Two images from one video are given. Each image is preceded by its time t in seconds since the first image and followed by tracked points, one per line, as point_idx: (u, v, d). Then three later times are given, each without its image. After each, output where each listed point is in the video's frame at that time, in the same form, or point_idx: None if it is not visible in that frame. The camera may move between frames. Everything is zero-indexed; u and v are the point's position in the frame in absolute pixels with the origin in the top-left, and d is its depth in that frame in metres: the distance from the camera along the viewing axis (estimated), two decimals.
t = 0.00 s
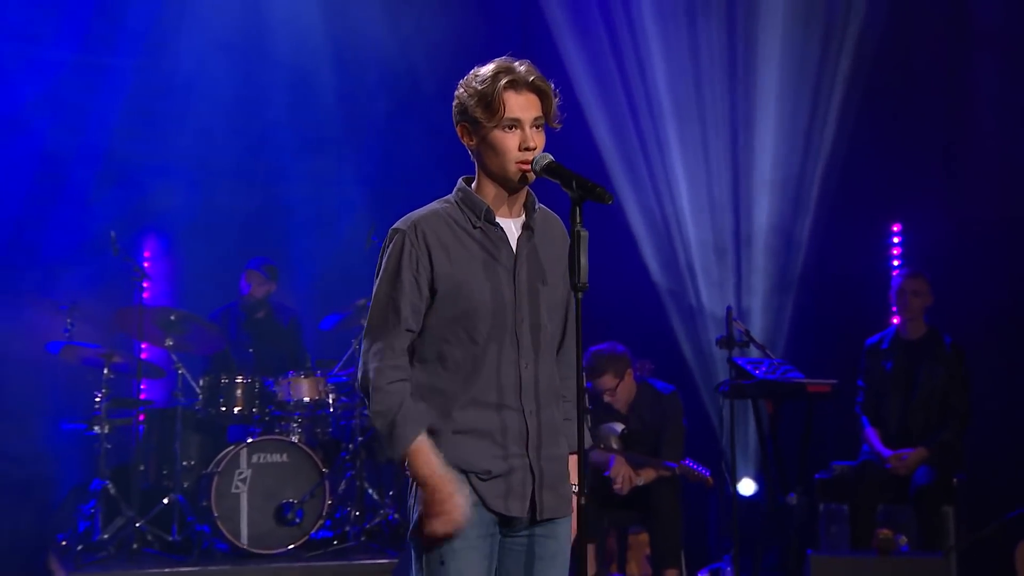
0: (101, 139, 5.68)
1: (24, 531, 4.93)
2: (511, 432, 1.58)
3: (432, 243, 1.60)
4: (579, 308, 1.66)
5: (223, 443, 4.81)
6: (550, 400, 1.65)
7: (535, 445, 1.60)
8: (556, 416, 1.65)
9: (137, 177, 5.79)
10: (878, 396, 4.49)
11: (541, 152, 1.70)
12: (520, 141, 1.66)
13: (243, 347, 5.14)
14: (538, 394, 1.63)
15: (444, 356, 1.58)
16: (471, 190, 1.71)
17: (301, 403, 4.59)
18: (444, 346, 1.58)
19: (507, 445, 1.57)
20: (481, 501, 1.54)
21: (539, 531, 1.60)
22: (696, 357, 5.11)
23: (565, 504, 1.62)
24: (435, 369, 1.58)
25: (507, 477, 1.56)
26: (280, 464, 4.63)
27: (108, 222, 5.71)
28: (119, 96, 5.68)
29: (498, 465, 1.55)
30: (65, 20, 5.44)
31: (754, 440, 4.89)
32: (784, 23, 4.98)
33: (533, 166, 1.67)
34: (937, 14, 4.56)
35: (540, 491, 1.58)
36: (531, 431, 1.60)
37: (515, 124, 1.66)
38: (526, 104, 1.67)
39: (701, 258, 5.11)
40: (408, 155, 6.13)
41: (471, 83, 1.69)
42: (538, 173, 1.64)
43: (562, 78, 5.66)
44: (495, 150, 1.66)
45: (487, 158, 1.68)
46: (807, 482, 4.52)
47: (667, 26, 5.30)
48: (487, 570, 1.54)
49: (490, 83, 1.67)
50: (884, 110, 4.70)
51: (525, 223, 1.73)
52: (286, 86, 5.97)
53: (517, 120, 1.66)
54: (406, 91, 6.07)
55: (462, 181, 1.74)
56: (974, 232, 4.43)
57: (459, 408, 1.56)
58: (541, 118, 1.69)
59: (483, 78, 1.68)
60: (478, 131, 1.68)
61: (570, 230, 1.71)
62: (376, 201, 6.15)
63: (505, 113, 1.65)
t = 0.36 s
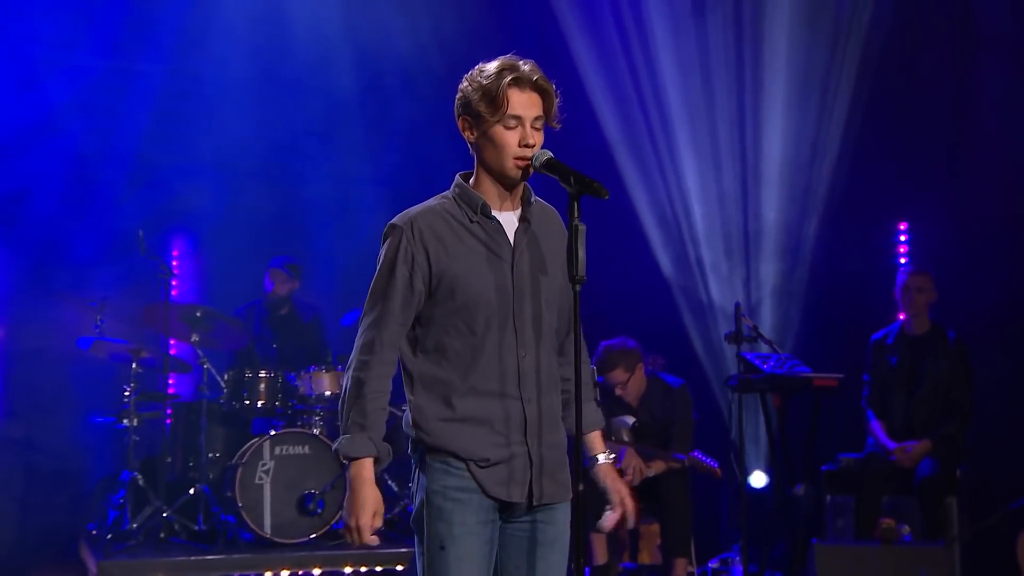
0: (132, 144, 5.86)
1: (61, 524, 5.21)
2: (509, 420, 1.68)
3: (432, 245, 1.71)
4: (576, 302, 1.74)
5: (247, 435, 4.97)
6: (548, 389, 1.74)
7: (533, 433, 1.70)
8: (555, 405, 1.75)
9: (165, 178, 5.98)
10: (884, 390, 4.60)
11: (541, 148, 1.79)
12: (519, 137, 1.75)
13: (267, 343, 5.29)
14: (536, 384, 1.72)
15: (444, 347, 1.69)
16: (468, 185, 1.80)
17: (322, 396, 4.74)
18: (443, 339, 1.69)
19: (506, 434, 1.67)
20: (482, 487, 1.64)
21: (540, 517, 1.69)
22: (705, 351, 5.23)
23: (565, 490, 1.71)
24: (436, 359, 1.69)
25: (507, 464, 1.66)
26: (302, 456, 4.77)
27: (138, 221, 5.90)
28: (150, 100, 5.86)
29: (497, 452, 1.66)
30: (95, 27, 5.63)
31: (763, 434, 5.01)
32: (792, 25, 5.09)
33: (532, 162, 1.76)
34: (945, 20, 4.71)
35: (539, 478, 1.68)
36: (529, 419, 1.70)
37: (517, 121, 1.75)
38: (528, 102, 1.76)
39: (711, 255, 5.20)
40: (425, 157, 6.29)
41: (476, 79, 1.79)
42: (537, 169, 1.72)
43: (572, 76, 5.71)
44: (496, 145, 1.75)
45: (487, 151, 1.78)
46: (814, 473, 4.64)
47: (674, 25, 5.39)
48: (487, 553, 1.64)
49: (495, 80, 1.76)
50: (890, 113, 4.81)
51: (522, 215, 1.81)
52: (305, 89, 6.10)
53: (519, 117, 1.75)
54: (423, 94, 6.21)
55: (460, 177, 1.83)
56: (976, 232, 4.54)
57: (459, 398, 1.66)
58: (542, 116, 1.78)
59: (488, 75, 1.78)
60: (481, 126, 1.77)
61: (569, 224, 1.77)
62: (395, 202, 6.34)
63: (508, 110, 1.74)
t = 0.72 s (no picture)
0: (158, 147, 6.06)
1: (88, 517, 5.22)
2: (509, 407, 1.68)
3: (430, 234, 1.70)
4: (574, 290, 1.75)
5: (268, 427, 5.15)
6: (547, 377, 1.74)
7: (533, 419, 1.70)
8: (555, 392, 1.75)
9: (190, 180, 6.18)
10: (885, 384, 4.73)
11: (538, 144, 1.79)
12: (517, 135, 1.74)
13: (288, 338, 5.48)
14: (536, 371, 1.73)
15: (445, 337, 1.68)
16: (467, 181, 1.81)
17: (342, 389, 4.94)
18: (444, 329, 1.68)
19: (506, 421, 1.68)
20: (481, 473, 1.64)
21: (541, 501, 1.69)
22: (711, 344, 5.35)
23: (563, 474, 1.71)
24: (437, 349, 1.68)
25: (507, 450, 1.67)
26: (321, 447, 4.95)
27: (163, 221, 6.11)
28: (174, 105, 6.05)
29: (497, 438, 1.66)
30: (120, 37, 5.74)
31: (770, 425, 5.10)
32: (797, 29, 5.21)
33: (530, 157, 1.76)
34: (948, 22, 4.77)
35: (538, 464, 1.68)
36: (529, 405, 1.70)
37: (515, 119, 1.74)
38: (525, 100, 1.75)
39: (719, 254, 5.32)
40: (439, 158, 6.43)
41: (473, 77, 1.77)
42: (536, 165, 1.81)
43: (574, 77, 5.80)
44: (495, 142, 1.74)
45: (486, 149, 1.77)
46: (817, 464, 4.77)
47: (681, 28, 5.47)
48: (488, 538, 1.64)
49: (492, 79, 1.74)
50: (892, 115, 4.93)
51: (519, 209, 1.81)
52: (323, 93, 6.28)
53: (516, 115, 1.74)
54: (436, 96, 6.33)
55: (459, 173, 1.82)
56: (976, 230, 4.64)
57: (460, 384, 1.66)
58: (539, 113, 1.77)
59: (484, 73, 1.76)
60: (479, 124, 1.75)
61: (565, 219, 1.82)
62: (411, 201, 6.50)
63: (506, 109, 1.73)
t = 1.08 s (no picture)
0: (178, 148, 6.24)
1: (115, 506, 5.50)
2: (512, 393, 1.79)
3: (436, 229, 1.82)
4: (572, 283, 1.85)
5: (286, 419, 5.32)
6: (547, 364, 1.85)
7: (535, 404, 1.81)
8: (555, 380, 1.86)
9: (212, 180, 6.36)
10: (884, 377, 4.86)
11: (537, 139, 1.89)
12: (517, 131, 1.85)
13: (306, 334, 5.70)
14: (537, 358, 1.83)
15: (451, 325, 1.79)
16: (471, 176, 1.91)
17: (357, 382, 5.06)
18: (449, 318, 1.79)
19: (508, 407, 1.78)
20: (485, 458, 1.75)
21: (542, 487, 1.79)
22: (714, 338, 5.47)
23: (563, 459, 1.81)
24: (443, 335, 1.80)
25: (510, 436, 1.77)
26: (336, 438, 5.10)
27: (184, 220, 6.27)
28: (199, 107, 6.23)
29: (500, 424, 1.76)
30: (145, 44, 6.00)
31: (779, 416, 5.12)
32: (798, 32, 5.33)
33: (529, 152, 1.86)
34: (948, 25, 4.90)
35: (540, 448, 1.78)
36: (531, 391, 1.81)
37: (514, 116, 1.85)
38: (524, 98, 1.86)
39: (723, 252, 5.45)
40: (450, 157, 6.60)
41: (474, 76, 1.88)
42: (533, 160, 1.84)
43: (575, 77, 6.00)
44: (496, 138, 1.85)
45: (488, 145, 1.88)
46: (818, 454, 4.90)
47: (684, 31, 5.60)
48: (491, 520, 1.75)
49: (492, 77, 1.85)
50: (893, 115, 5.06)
51: (521, 202, 1.91)
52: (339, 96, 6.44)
53: (515, 112, 1.85)
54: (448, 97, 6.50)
55: (463, 169, 1.93)
56: (975, 228, 4.76)
57: (464, 370, 1.77)
58: (537, 110, 1.88)
59: (485, 71, 1.87)
60: (482, 121, 1.87)
61: (560, 212, 1.88)
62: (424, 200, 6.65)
63: (505, 106, 1.84)
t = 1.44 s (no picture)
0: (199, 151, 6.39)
1: (136, 497, 5.76)
2: (511, 381, 1.84)
3: (434, 223, 1.85)
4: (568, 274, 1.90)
5: (301, 412, 5.50)
6: (546, 352, 1.90)
7: (533, 392, 1.86)
8: (552, 368, 1.91)
9: (230, 180, 6.50)
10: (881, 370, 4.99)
11: (533, 132, 1.94)
12: (514, 124, 1.89)
13: (321, 330, 5.85)
14: (536, 347, 1.88)
15: (451, 317, 1.83)
16: (468, 171, 1.95)
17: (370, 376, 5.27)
18: (449, 310, 1.83)
19: (507, 395, 1.83)
20: (484, 445, 1.80)
21: (540, 472, 1.84)
22: (716, 332, 5.64)
23: (560, 445, 1.87)
24: (443, 327, 1.84)
25: (509, 423, 1.82)
26: (350, 430, 5.24)
27: (203, 219, 6.40)
28: (218, 109, 6.46)
29: (499, 412, 1.81)
30: (164, 49, 6.28)
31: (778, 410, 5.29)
32: (796, 34, 5.47)
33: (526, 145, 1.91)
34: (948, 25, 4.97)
35: (538, 435, 1.83)
36: (529, 380, 1.85)
37: (511, 109, 1.89)
38: (520, 92, 1.90)
39: (725, 249, 5.65)
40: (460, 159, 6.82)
41: (472, 71, 1.92)
42: (530, 154, 1.95)
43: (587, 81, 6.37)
44: (492, 132, 1.89)
45: (485, 139, 1.92)
46: (817, 445, 5.04)
47: (688, 36, 5.86)
48: (490, 505, 1.81)
49: (489, 72, 1.89)
50: (895, 111, 5.13)
51: (519, 195, 1.95)
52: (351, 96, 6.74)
53: (512, 105, 1.89)
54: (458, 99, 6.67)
55: (460, 164, 1.97)
56: (971, 225, 4.89)
57: (464, 360, 1.81)
58: (533, 104, 1.92)
59: (482, 67, 1.90)
60: (479, 115, 1.91)
61: (556, 205, 1.96)
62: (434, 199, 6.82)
63: (502, 99, 1.88)
